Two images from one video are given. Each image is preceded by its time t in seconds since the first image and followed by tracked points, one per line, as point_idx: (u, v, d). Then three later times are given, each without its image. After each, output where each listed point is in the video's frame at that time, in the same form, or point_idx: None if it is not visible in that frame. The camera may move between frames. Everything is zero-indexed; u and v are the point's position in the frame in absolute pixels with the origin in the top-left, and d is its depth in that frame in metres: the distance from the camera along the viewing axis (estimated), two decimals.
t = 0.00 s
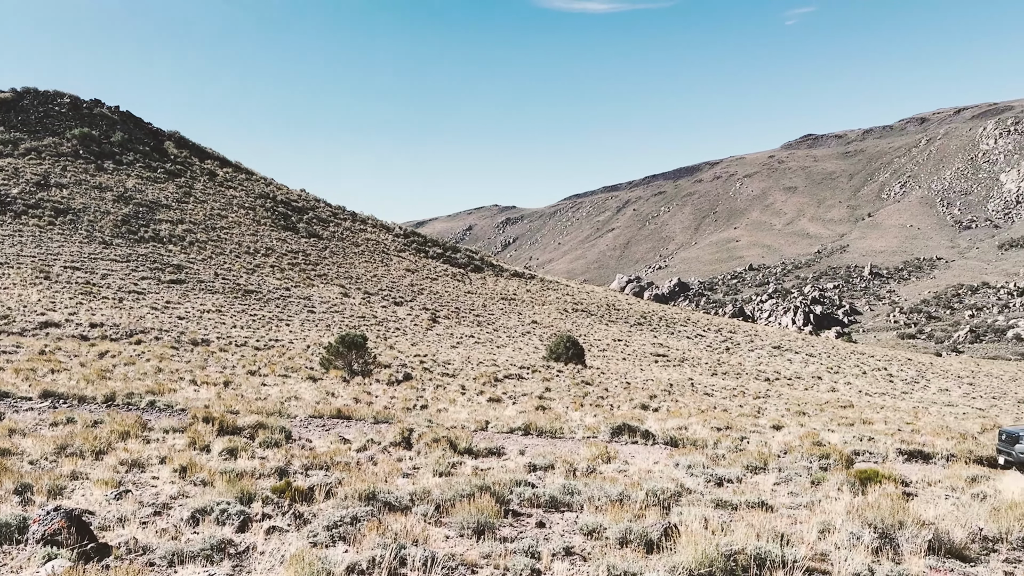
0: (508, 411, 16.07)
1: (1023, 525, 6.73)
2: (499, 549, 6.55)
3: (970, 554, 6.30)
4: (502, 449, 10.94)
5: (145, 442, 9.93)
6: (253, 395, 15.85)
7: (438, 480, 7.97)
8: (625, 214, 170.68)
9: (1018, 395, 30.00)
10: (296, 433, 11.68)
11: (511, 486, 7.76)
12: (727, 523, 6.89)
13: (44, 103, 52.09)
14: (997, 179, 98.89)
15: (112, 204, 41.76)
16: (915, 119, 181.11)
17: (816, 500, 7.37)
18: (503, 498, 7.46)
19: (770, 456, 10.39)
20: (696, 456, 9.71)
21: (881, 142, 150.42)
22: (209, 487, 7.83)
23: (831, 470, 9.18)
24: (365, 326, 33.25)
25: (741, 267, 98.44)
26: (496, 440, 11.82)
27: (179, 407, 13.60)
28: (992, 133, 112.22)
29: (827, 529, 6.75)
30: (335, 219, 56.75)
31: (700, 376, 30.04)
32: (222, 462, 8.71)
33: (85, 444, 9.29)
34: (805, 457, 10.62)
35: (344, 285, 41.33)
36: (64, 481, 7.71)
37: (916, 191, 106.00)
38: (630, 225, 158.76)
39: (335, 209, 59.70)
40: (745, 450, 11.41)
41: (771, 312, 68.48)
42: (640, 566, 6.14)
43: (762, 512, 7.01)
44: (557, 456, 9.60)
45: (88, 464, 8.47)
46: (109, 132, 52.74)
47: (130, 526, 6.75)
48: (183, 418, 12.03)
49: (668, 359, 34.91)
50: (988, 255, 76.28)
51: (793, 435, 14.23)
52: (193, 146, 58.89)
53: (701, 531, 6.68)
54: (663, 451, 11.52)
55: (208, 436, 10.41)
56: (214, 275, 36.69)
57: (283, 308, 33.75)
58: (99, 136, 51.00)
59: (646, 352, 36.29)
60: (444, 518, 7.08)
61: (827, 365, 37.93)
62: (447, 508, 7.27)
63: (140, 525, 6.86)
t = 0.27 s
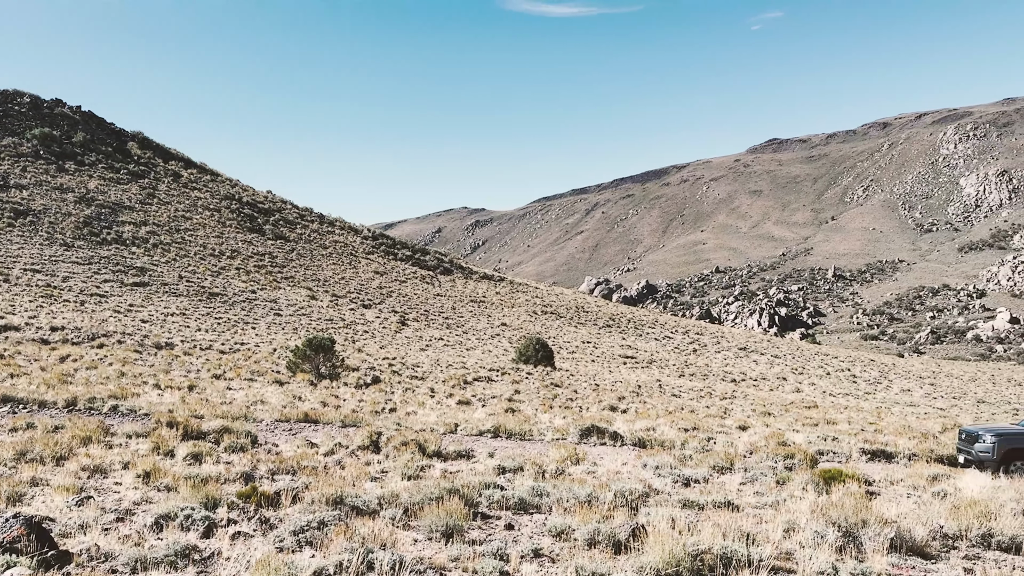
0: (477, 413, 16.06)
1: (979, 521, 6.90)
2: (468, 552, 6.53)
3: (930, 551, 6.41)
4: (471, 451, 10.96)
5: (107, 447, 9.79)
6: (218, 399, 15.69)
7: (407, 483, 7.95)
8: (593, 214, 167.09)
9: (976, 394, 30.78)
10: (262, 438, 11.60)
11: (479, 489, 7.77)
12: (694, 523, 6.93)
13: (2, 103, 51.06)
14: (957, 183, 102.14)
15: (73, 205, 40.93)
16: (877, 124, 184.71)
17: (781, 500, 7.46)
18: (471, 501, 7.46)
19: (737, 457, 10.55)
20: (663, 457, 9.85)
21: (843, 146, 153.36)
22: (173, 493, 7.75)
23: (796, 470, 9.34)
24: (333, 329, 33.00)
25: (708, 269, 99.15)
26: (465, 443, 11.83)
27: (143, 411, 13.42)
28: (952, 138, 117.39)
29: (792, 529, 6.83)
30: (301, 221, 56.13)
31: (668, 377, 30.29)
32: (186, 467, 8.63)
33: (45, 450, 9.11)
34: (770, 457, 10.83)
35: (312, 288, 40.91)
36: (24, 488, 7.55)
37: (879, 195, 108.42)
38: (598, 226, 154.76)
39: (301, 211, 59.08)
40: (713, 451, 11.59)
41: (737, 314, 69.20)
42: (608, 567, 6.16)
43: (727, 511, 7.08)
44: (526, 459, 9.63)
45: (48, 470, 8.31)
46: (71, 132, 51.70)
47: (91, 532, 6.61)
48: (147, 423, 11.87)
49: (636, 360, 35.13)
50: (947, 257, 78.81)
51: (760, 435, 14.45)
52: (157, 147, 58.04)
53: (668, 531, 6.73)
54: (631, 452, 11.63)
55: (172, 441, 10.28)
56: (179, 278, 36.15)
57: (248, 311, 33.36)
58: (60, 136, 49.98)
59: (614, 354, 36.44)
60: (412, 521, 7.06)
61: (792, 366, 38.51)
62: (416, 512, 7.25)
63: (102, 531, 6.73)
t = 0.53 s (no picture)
0: (445, 416, 16.01)
1: (938, 518, 7.04)
2: (436, 555, 6.50)
3: (892, 549, 6.51)
4: (439, 454, 10.95)
5: (67, 452, 9.61)
6: (181, 404, 15.49)
7: (375, 486, 7.93)
8: (561, 217, 167.18)
9: (936, 394, 31.42)
10: (227, 442, 11.49)
11: (447, 492, 7.76)
12: (661, 523, 6.98)
13: None
14: (917, 187, 104.89)
15: (32, 206, 40.06)
16: (840, 127, 187.70)
17: (746, 499, 7.54)
18: (439, 503, 7.46)
19: (704, 456, 10.68)
20: (631, 458, 9.92)
21: (807, 150, 156.43)
22: (135, 498, 7.64)
23: (761, 469, 9.48)
24: (299, 331, 32.76)
25: (675, 271, 100.01)
26: (433, 446, 11.81)
27: (104, 416, 13.19)
28: (912, 142, 120.10)
29: (757, 528, 6.90)
30: (268, 223, 55.53)
31: (635, 378, 30.56)
32: (149, 472, 8.52)
33: (2, 456, 8.92)
34: (736, 457, 11.01)
35: (277, 290, 40.47)
36: None
37: (841, 198, 110.90)
38: (567, 229, 155.61)
39: (268, 212, 58.46)
40: (679, 451, 11.72)
41: (703, 315, 69.81)
42: (576, 568, 6.16)
43: (693, 512, 7.13)
44: (494, 460, 9.66)
45: (5, 476, 8.14)
46: (29, 131, 50.50)
47: (51, 540, 6.47)
48: (108, 427, 11.68)
49: (604, 362, 35.33)
50: (907, 259, 80.95)
51: (725, 435, 14.64)
52: (119, 147, 57.01)
53: (636, 531, 6.77)
54: (599, 453, 11.72)
55: (134, 446, 10.13)
56: (141, 280, 35.59)
57: (213, 314, 32.97)
58: (18, 136, 48.79)
59: (583, 356, 36.63)
60: (379, 525, 7.02)
61: (757, 366, 39.09)
62: (383, 515, 7.21)
63: (62, 538, 6.60)
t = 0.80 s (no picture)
0: (413, 418, 15.95)
1: (897, 516, 7.18)
2: (403, 559, 6.45)
3: (853, 546, 6.61)
4: (407, 457, 10.93)
5: (25, 458, 9.41)
6: (143, 408, 15.23)
7: (342, 491, 7.87)
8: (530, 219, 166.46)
9: (896, 393, 32.03)
10: (190, 446, 11.35)
11: (415, 495, 7.74)
12: (627, 523, 7.01)
13: None
14: (878, 190, 107.19)
15: None
16: (804, 130, 190.34)
17: (711, 499, 7.62)
18: (407, 506, 7.43)
19: (670, 457, 10.78)
20: (598, 459, 9.98)
21: (771, 153, 158.86)
22: (96, 504, 7.50)
23: (726, 469, 9.59)
24: (264, 334, 32.45)
25: (642, 273, 100.44)
26: (401, 448, 11.79)
27: (63, 421, 12.92)
28: (874, 146, 122.38)
29: (722, 527, 6.96)
30: (232, 224, 54.73)
31: (603, 379, 30.74)
32: (110, 477, 8.38)
33: None
34: (701, 456, 11.20)
35: (242, 292, 39.99)
36: None
37: (804, 201, 112.75)
38: (534, 232, 154.60)
39: (232, 213, 57.61)
40: (645, 451, 11.83)
41: (670, 317, 70.28)
42: (542, 569, 6.15)
43: (659, 511, 7.18)
44: (462, 463, 9.66)
45: None
46: None
47: (6, 548, 6.31)
48: (68, 433, 11.45)
49: (572, 363, 35.48)
50: (869, 261, 82.72)
51: (691, 435, 14.81)
52: (79, 148, 55.66)
53: (602, 532, 6.79)
54: (567, 454, 11.78)
55: (94, 451, 9.95)
56: (102, 282, 34.89)
57: (175, 317, 32.52)
58: None
59: (551, 357, 36.75)
60: (346, 529, 6.98)
61: (722, 366, 39.60)
62: (349, 519, 7.17)
63: (18, 546, 6.43)
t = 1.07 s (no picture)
0: (379, 421, 15.86)
1: (857, 513, 7.31)
2: (369, 562, 6.39)
3: (816, 544, 6.69)
4: (374, 459, 10.90)
5: None
6: (103, 412, 14.95)
7: (308, 494, 7.81)
8: (496, 221, 165.07)
9: (856, 392, 32.68)
10: (152, 450, 11.19)
11: (382, 498, 7.71)
12: (594, 523, 7.04)
13: None
14: (839, 193, 109.41)
15: None
16: (767, 134, 193.20)
17: (677, 498, 7.66)
18: (374, 509, 7.40)
19: (636, 457, 10.88)
20: (566, 460, 10.02)
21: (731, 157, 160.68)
22: (55, 510, 7.35)
23: (691, 469, 9.71)
24: (227, 336, 32.06)
25: (609, 274, 100.78)
26: (367, 451, 11.74)
27: (19, 426, 12.62)
28: (835, 149, 124.73)
29: (688, 526, 7.01)
30: (195, 225, 53.74)
31: (570, 380, 30.87)
32: (69, 483, 8.23)
33: None
34: (667, 457, 11.39)
35: (205, 294, 39.42)
36: None
37: (767, 203, 114.54)
38: (501, 232, 153.40)
39: (195, 213, 56.52)
40: (612, 452, 11.94)
41: (636, 317, 70.82)
42: (509, 570, 6.14)
43: (627, 511, 7.24)
44: (429, 465, 9.66)
45: None
46: None
47: None
48: (24, 438, 11.19)
49: (540, 364, 35.60)
50: (830, 263, 84.58)
51: (656, 435, 14.97)
52: (37, 147, 53.52)
53: (569, 533, 6.81)
54: (534, 456, 11.83)
55: (52, 456, 9.77)
56: (60, 284, 34.09)
57: (136, 319, 31.97)
58: None
59: (518, 358, 36.81)
60: (311, 533, 6.94)
61: (688, 367, 40.02)
62: (315, 523, 7.13)
63: None
